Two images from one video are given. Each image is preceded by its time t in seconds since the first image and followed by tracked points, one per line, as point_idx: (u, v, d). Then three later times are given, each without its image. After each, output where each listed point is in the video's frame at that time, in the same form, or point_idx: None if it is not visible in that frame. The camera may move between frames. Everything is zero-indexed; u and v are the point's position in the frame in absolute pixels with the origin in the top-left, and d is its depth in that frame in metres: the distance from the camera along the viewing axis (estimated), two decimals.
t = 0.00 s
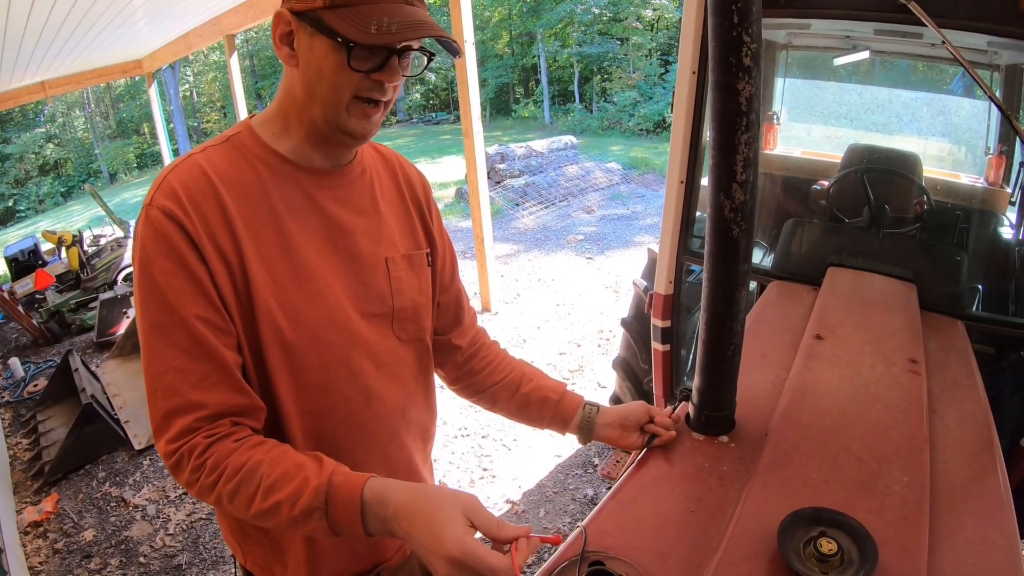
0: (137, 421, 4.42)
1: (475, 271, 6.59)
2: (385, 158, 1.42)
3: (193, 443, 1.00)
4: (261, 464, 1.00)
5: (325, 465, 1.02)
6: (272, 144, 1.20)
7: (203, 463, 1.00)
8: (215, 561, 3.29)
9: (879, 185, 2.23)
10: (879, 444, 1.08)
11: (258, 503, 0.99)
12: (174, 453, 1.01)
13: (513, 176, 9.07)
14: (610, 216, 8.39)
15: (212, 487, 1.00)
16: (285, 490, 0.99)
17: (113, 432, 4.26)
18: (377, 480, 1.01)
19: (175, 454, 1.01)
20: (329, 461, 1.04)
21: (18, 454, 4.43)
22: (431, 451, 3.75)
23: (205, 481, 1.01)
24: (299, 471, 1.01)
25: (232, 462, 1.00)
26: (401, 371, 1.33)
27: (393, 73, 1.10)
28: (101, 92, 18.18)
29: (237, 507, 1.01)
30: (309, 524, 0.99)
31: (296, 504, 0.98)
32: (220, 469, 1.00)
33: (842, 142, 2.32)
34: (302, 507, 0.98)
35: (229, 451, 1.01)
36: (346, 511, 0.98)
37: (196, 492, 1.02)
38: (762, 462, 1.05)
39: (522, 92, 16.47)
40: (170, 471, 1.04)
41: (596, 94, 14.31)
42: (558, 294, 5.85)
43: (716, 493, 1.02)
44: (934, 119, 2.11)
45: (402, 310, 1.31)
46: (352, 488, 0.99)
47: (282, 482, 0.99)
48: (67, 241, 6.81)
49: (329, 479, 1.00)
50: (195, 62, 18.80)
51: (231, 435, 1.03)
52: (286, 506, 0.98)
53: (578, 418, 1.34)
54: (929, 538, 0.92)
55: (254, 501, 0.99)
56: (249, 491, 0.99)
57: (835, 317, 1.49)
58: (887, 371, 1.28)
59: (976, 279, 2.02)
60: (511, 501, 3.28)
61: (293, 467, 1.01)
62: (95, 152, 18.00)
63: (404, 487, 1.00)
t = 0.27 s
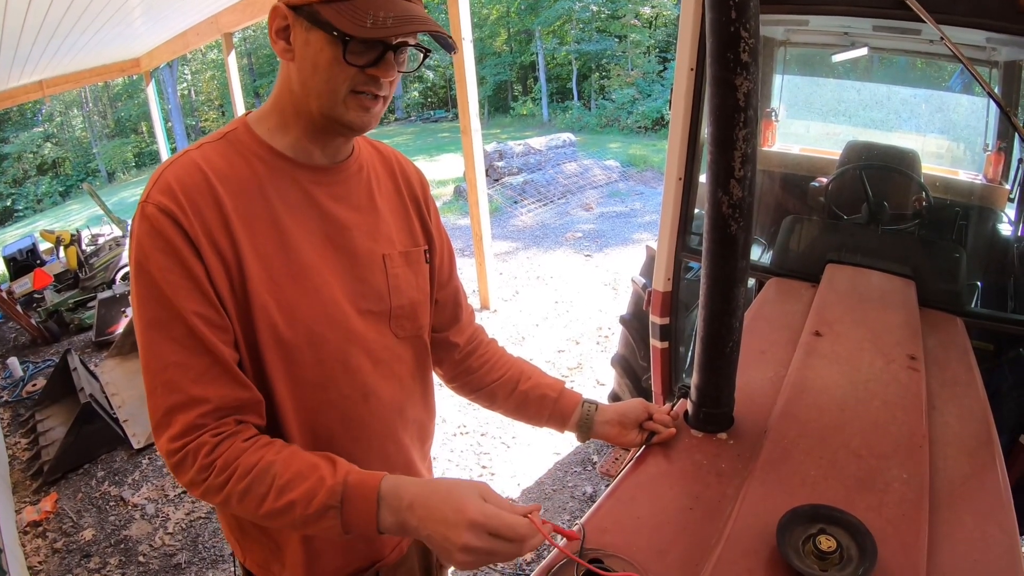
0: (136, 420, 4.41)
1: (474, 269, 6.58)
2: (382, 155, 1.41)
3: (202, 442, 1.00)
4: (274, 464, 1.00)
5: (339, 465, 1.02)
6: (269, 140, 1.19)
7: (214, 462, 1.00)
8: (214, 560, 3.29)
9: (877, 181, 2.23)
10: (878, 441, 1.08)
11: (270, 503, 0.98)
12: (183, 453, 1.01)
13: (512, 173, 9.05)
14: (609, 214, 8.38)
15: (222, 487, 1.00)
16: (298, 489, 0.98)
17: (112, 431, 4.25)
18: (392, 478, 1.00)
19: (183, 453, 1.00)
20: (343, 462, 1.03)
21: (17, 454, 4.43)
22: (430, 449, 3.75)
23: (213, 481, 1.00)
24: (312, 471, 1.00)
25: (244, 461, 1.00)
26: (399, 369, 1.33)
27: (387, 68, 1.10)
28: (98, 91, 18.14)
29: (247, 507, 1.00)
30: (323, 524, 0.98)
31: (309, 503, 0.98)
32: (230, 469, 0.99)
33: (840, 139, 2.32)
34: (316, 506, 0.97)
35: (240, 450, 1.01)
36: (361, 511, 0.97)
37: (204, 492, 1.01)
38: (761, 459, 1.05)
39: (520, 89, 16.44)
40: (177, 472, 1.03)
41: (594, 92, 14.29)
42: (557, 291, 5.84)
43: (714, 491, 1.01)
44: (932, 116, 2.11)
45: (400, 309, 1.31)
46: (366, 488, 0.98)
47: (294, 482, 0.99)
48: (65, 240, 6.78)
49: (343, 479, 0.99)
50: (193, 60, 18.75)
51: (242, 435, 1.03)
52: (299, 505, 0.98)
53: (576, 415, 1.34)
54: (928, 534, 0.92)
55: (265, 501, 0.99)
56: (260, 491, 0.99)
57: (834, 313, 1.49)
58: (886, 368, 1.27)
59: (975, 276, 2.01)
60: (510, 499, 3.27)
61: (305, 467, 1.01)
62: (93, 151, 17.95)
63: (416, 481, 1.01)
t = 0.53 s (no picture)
0: (136, 419, 4.41)
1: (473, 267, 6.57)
2: (382, 154, 1.41)
3: (208, 441, 0.99)
4: (283, 465, 1.00)
5: (349, 466, 1.02)
6: (273, 139, 1.18)
7: (222, 462, 0.99)
8: (214, 559, 3.28)
9: (876, 177, 2.23)
10: (878, 438, 1.07)
11: (280, 504, 0.98)
12: (187, 453, 0.99)
13: (511, 171, 9.04)
14: (608, 211, 8.37)
15: (233, 487, 0.99)
16: (309, 491, 0.98)
17: (111, 430, 4.24)
18: (405, 483, 1.00)
19: (189, 454, 0.99)
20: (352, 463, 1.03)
21: (16, 453, 4.42)
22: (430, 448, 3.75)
23: (222, 481, 0.99)
24: (323, 473, 1.00)
25: (253, 460, 0.99)
26: (399, 368, 1.32)
27: (393, 60, 1.11)
28: (96, 90, 18.10)
29: (255, 509, 0.99)
30: (335, 527, 0.99)
31: (322, 505, 0.98)
32: (239, 469, 0.99)
33: (839, 136, 2.31)
34: (329, 507, 0.98)
35: (248, 450, 1.00)
36: (374, 513, 0.98)
37: (213, 492, 1.00)
38: (760, 456, 1.04)
39: (519, 87, 16.42)
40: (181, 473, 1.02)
41: (593, 89, 14.27)
42: (556, 289, 5.84)
43: (713, 488, 1.01)
44: (932, 112, 2.10)
45: (400, 308, 1.30)
46: (378, 492, 0.98)
47: (305, 483, 0.98)
48: (64, 240, 6.75)
49: (356, 482, 0.99)
50: (191, 59, 18.71)
51: (247, 434, 1.02)
52: (311, 507, 0.98)
53: (575, 413, 1.33)
54: (928, 531, 0.92)
55: (275, 502, 0.98)
56: (269, 492, 0.98)
57: (833, 310, 1.48)
58: (886, 365, 1.27)
59: (974, 272, 2.01)
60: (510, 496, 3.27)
61: (315, 470, 1.00)
62: (92, 150, 17.91)
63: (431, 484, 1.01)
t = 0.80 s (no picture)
0: (136, 419, 4.40)
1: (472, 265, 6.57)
2: (384, 153, 1.40)
3: (303, 436, 0.93)
4: (401, 490, 0.93)
5: (474, 509, 0.96)
6: (280, 137, 1.16)
7: (321, 468, 0.92)
8: (215, 558, 3.28)
9: (876, 175, 2.22)
10: (879, 436, 1.07)
11: (390, 531, 0.91)
12: (276, 451, 0.92)
13: (511, 169, 9.03)
14: (607, 208, 8.36)
15: (336, 500, 0.92)
16: (429, 524, 0.92)
17: (111, 430, 4.23)
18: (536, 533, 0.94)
19: (277, 453, 0.92)
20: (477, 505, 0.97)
21: (16, 453, 4.42)
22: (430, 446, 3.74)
23: (320, 489, 0.92)
24: (447, 507, 0.94)
25: (369, 475, 0.93)
26: (401, 366, 1.32)
27: (396, 66, 1.09)
28: (95, 89, 18.08)
29: (355, 528, 0.92)
30: (446, 566, 0.92)
31: (440, 542, 0.91)
32: (343, 483, 0.92)
33: (839, 134, 2.31)
34: (450, 545, 0.91)
35: (357, 464, 0.94)
36: (496, 556, 0.92)
37: (306, 499, 0.93)
38: (761, 454, 1.04)
39: (518, 84, 16.40)
40: (264, 473, 0.95)
41: (593, 86, 14.26)
42: (556, 287, 5.83)
43: (714, 487, 1.01)
44: (932, 109, 2.10)
45: (407, 307, 1.29)
46: (506, 538, 0.93)
47: (425, 515, 0.92)
48: (62, 239, 6.71)
49: (483, 526, 0.94)
50: (190, 58, 18.68)
51: (357, 447, 0.96)
52: (427, 542, 0.91)
53: (575, 410, 1.33)
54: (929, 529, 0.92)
55: (385, 527, 0.91)
56: (380, 517, 0.91)
57: (833, 308, 1.48)
58: (887, 363, 1.27)
59: (975, 270, 2.00)
60: (510, 494, 3.27)
61: (437, 501, 0.94)
62: (91, 149, 17.88)
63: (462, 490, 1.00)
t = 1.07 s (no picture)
0: (136, 418, 4.40)
1: (472, 264, 6.56)
2: (385, 151, 1.40)
3: (324, 430, 0.92)
4: (426, 487, 0.92)
5: (501, 507, 0.95)
6: (283, 136, 1.16)
7: (343, 463, 0.91)
8: (215, 556, 3.28)
9: (877, 172, 2.21)
10: (879, 434, 1.07)
11: (416, 528, 0.90)
12: (298, 447, 0.91)
13: (511, 167, 9.02)
14: (608, 206, 8.35)
15: (359, 496, 0.91)
16: (455, 522, 0.90)
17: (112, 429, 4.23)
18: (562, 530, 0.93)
19: (299, 449, 0.91)
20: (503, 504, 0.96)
21: (17, 452, 4.42)
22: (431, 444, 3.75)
23: (342, 486, 0.91)
24: (473, 506, 0.93)
25: (391, 472, 0.92)
26: (402, 364, 1.31)
27: (402, 69, 1.07)
28: (95, 88, 18.07)
29: (379, 527, 0.91)
30: (472, 566, 0.90)
31: (466, 540, 0.90)
32: (366, 480, 0.91)
33: (839, 131, 2.29)
34: (477, 543, 0.90)
35: (380, 462, 0.93)
36: (524, 554, 0.90)
37: (327, 495, 0.92)
38: (762, 452, 1.04)
39: (518, 82, 16.38)
40: (284, 472, 0.93)
41: (593, 84, 14.25)
42: (557, 285, 5.83)
43: (715, 485, 1.00)
44: (932, 107, 2.09)
45: (410, 306, 1.29)
46: (534, 536, 0.92)
47: (450, 514, 0.91)
48: (62, 238, 6.67)
49: (509, 524, 0.92)
50: (190, 57, 18.66)
51: (378, 446, 0.95)
52: (453, 540, 0.90)
53: (575, 409, 1.33)
54: (930, 526, 0.92)
55: (411, 525, 0.90)
56: (405, 514, 0.90)
57: (834, 306, 1.48)
58: (887, 360, 1.26)
59: (975, 268, 2.00)
60: (510, 492, 3.27)
61: (461, 499, 0.93)
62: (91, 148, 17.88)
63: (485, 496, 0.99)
